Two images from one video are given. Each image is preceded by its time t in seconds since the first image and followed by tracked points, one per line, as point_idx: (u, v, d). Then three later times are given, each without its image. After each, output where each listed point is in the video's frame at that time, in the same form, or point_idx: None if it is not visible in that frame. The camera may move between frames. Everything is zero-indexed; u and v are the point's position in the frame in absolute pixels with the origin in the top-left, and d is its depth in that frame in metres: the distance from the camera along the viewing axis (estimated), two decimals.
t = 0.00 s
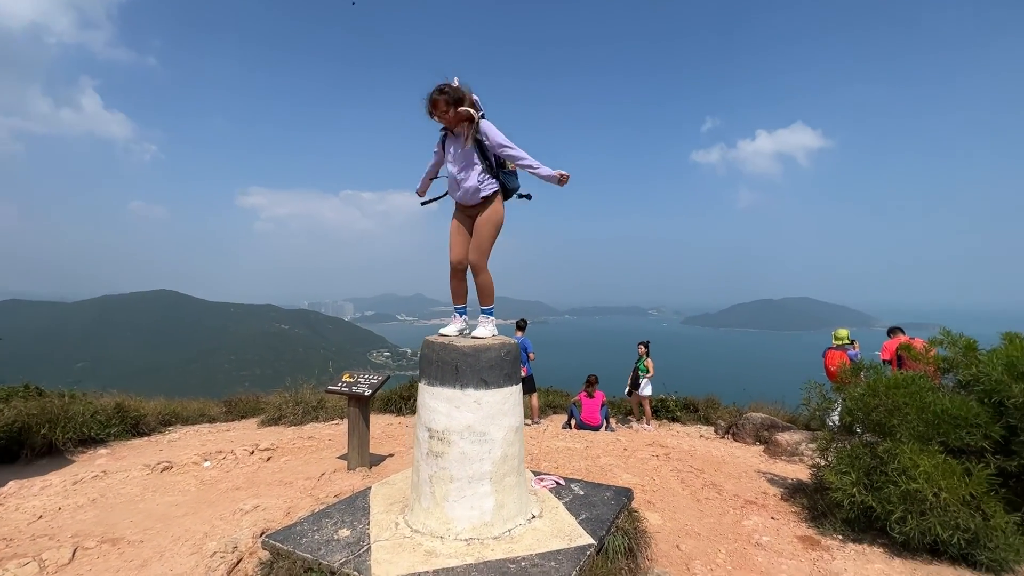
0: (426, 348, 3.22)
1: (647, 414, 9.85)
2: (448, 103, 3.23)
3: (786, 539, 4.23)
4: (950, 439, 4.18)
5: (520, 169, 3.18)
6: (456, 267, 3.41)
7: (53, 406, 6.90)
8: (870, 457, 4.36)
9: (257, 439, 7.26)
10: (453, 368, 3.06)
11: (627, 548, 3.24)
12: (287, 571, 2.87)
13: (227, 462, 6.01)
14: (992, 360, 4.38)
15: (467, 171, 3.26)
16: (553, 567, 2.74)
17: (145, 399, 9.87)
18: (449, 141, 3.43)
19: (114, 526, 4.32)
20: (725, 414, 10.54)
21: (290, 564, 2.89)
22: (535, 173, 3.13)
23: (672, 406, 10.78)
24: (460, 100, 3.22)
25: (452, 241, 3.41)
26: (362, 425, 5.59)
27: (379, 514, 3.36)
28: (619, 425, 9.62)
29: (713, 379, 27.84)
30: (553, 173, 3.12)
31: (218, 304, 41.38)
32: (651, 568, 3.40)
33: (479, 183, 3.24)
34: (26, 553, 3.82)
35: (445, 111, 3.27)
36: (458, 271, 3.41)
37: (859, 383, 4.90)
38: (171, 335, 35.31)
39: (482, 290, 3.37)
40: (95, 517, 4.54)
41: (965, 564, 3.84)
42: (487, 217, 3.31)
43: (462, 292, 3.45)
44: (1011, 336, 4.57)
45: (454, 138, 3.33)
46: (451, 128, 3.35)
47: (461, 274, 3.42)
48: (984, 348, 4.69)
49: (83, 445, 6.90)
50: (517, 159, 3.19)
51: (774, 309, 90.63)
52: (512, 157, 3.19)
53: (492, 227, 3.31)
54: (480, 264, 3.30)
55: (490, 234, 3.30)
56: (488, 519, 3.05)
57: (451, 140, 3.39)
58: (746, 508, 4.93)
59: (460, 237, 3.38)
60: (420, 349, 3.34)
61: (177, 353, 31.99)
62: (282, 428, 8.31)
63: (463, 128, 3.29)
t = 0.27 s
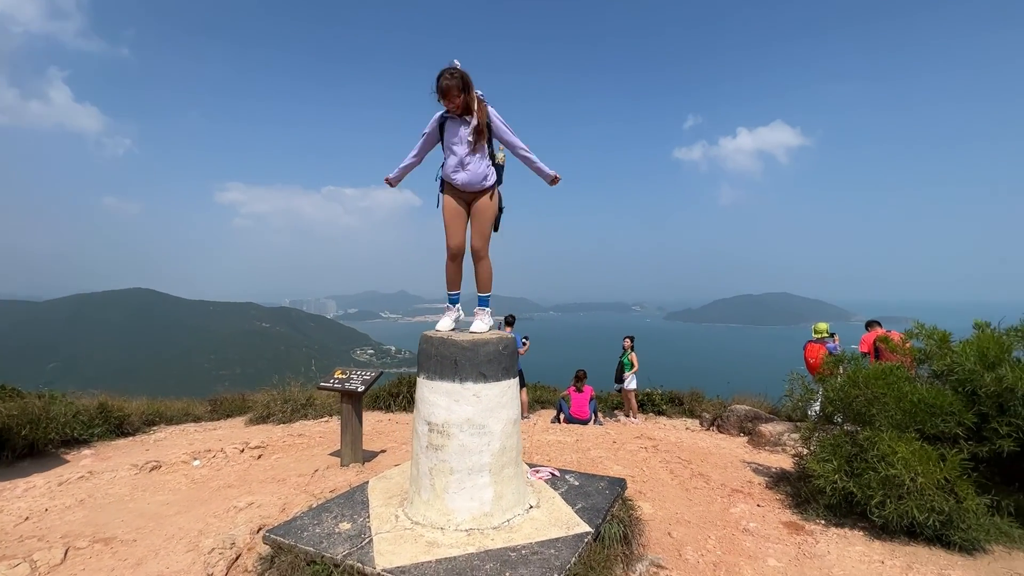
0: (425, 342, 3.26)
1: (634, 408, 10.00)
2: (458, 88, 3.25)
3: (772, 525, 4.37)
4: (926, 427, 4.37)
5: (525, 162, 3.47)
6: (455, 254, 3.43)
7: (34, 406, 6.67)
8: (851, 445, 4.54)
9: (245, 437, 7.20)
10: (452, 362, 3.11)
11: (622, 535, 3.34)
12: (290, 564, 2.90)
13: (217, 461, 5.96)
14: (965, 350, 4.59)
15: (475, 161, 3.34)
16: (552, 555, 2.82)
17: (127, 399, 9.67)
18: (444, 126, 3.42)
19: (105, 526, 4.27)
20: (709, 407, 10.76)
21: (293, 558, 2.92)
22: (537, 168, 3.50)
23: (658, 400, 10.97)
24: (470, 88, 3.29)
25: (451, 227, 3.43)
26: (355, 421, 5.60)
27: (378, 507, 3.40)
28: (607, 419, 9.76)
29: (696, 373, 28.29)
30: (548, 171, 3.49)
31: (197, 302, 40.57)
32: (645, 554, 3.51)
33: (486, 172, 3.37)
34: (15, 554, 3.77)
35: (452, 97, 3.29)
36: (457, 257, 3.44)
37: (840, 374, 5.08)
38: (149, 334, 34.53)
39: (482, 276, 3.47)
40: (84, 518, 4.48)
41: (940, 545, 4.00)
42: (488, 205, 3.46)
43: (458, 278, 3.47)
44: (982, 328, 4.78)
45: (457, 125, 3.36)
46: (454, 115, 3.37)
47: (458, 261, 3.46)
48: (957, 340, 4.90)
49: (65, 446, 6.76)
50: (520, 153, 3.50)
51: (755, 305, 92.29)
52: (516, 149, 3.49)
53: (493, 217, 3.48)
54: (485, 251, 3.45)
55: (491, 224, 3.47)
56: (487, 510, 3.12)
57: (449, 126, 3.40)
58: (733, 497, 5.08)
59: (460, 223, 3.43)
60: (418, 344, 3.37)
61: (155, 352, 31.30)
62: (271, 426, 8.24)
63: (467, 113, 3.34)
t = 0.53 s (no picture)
0: (419, 339, 3.29)
1: (623, 403, 10.12)
2: (466, 97, 3.30)
3: (758, 515, 4.49)
4: (905, 417, 4.52)
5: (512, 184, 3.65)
6: (450, 258, 3.45)
7: (16, 406, 6.55)
8: (833, 436, 4.67)
9: (235, 436, 7.15)
10: (446, 358, 3.14)
11: (614, 525, 3.42)
12: (286, 559, 2.92)
13: (206, 459, 5.92)
14: (942, 344, 4.75)
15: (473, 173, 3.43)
16: (546, 545, 2.87)
17: (111, 399, 9.53)
18: (441, 133, 3.42)
19: (94, 526, 4.24)
20: (696, 401, 10.93)
21: (289, 553, 2.95)
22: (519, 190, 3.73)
23: (647, 396, 11.10)
24: (476, 98, 3.36)
25: (449, 231, 3.43)
26: (347, 418, 5.61)
27: (373, 502, 3.43)
28: (596, 415, 9.86)
29: (683, 369, 28.61)
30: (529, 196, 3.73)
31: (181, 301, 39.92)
32: (635, 544, 3.60)
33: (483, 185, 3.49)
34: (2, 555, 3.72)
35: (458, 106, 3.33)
36: (452, 261, 3.46)
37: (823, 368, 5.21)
38: (132, 333, 33.90)
39: (474, 282, 3.51)
40: (72, 518, 4.43)
41: (918, 531, 4.14)
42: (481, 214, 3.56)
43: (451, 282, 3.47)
44: (958, 322, 4.95)
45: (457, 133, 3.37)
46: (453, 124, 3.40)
47: (453, 265, 3.47)
48: (935, 334, 5.06)
49: (49, 446, 6.66)
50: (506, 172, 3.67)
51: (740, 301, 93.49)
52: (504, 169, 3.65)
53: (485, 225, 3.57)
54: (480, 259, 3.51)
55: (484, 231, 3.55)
56: (481, 503, 3.16)
57: (447, 133, 3.41)
58: (720, 488, 5.19)
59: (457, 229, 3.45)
60: (411, 341, 3.40)
61: (138, 352, 30.74)
62: (259, 425, 8.19)
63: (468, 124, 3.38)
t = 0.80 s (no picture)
0: (410, 337, 3.33)
1: (613, 401, 10.22)
2: (464, 90, 3.39)
3: (743, 508, 4.59)
4: (884, 412, 4.65)
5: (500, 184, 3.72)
6: (439, 254, 3.49)
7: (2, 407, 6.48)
8: (816, 431, 4.78)
9: (225, 436, 7.13)
10: (437, 355, 3.19)
11: (602, 519, 3.49)
12: (279, 555, 2.96)
13: (196, 459, 5.91)
14: (921, 340, 4.88)
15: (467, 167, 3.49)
16: (536, 539, 2.94)
17: (99, 399, 9.43)
18: (435, 127, 3.42)
19: (84, 526, 4.23)
20: (685, 398, 11.06)
21: (281, 549, 2.98)
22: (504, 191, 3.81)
23: (636, 393, 11.22)
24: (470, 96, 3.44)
25: (438, 228, 3.46)
26: (338, 417, 5.63)
27: (364, 498, 3.47)
28: (586, 412, 9.94)
29: (673, 367, 28.84)
30: (512, 197, 3.83)
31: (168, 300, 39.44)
32: (624, 538, 3.68)
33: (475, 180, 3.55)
34: None
35: (454, 98, 3.40)
36: (441, 258, 3.51)
37: (807, 364, 5.33)
38: (118, 333, 33.44)
39: (462, 280, 3.56)
40: (61, 518, 4.41)
41: (897, 523, 4.26)
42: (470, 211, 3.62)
43: (439, 279, 3.52)
44: (937, 319, 5.08)
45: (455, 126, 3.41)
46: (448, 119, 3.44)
47: (441, 262, 3.52)
48: (915, 330, 5.19)
49: (35, 448, 6.60)
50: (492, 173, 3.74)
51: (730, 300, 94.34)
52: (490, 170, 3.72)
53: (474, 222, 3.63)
54: (468, 255, 3.57)
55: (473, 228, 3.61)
56: (472, 498, 3.22)
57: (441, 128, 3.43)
58: (707, 483, 5.29)
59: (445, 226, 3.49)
60: (403, 339, 3.44)
61: (124, 352, 30.34)
62: (250, 424, 8.17)
63: (464, 118, 3.46)
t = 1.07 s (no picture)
0: (403, 336, 3.37)
1: (606, 401, 10.29)
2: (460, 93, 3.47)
3: (731, 505, 4.66)
4: (870, 410, 4.74)
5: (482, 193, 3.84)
6: (430, 255, 3.53)
7: None
8: (804, 429, 4.86)
9: (217, 436, 7.13)
10: (429, 355, 3.23)
11: (592, 516, 3.55)
12: (272, 553, 2.99)
13: (189, 459, 5.91)
14: (905, 340, 4.97)
15: (462, 170, 3.57)
16: (526, 535, 2.99)
17: (90, 400, 9.38)
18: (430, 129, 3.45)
19: (76, 526, 4.23)
20: (677, 398, 11.14)
21: (274, 546, 3.01)
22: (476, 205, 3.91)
23: (629, 393, 11.29)
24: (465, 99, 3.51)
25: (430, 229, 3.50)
26: (331, 417, 5.65)
27: (357, 496, 3.50)
28: (579, 412, 10.01)
29: (667, 367, 28.99)
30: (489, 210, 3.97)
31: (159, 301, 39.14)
32: (613, 534, 3.74)
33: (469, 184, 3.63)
34: None
35: (450, 100, 3.45)
36: (431, 258, 3.55)
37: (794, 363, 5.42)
38: (109, 334, 33.15)
39: (453, 280, 3.60)
40: (52, 519, 4.41)
41: (881, 518, 4.35)
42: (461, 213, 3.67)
43: (430, 279, 3.56)
44: (922, 319, 5.17)
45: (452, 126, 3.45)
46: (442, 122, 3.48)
47: (432, 262, 3.55)
48: (900, 330, 5.29)
49: (26, 449, 6.57)
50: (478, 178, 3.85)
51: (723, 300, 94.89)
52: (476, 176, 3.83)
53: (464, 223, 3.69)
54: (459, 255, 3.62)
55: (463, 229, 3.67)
56: (463, 495, 3.26)
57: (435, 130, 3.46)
58: (697, 481, 5.37)
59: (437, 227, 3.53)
60: (395, 339, 3.47)
61: (115, 353, 30.08)
62: (243, 425, 8.16)
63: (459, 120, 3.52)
